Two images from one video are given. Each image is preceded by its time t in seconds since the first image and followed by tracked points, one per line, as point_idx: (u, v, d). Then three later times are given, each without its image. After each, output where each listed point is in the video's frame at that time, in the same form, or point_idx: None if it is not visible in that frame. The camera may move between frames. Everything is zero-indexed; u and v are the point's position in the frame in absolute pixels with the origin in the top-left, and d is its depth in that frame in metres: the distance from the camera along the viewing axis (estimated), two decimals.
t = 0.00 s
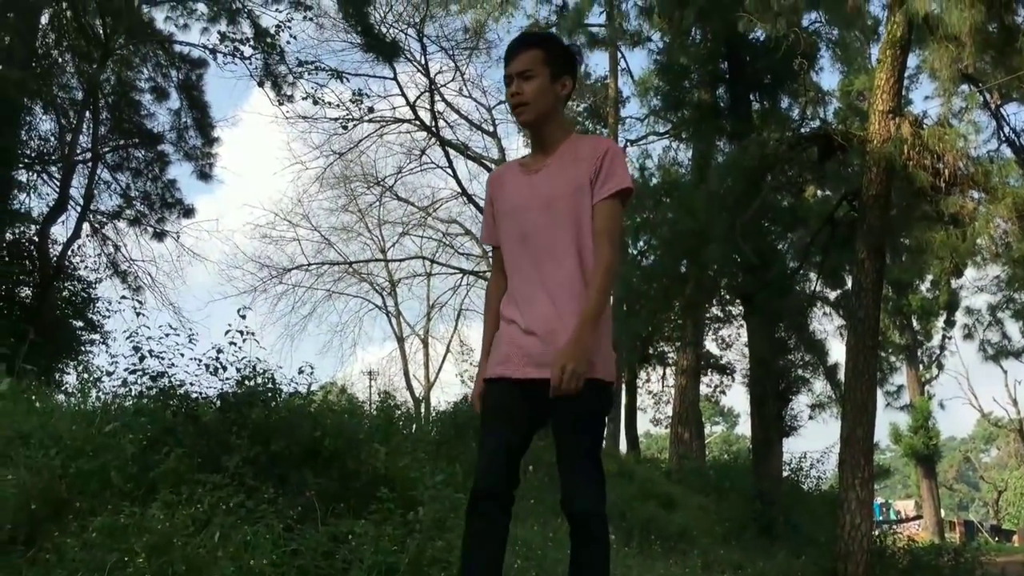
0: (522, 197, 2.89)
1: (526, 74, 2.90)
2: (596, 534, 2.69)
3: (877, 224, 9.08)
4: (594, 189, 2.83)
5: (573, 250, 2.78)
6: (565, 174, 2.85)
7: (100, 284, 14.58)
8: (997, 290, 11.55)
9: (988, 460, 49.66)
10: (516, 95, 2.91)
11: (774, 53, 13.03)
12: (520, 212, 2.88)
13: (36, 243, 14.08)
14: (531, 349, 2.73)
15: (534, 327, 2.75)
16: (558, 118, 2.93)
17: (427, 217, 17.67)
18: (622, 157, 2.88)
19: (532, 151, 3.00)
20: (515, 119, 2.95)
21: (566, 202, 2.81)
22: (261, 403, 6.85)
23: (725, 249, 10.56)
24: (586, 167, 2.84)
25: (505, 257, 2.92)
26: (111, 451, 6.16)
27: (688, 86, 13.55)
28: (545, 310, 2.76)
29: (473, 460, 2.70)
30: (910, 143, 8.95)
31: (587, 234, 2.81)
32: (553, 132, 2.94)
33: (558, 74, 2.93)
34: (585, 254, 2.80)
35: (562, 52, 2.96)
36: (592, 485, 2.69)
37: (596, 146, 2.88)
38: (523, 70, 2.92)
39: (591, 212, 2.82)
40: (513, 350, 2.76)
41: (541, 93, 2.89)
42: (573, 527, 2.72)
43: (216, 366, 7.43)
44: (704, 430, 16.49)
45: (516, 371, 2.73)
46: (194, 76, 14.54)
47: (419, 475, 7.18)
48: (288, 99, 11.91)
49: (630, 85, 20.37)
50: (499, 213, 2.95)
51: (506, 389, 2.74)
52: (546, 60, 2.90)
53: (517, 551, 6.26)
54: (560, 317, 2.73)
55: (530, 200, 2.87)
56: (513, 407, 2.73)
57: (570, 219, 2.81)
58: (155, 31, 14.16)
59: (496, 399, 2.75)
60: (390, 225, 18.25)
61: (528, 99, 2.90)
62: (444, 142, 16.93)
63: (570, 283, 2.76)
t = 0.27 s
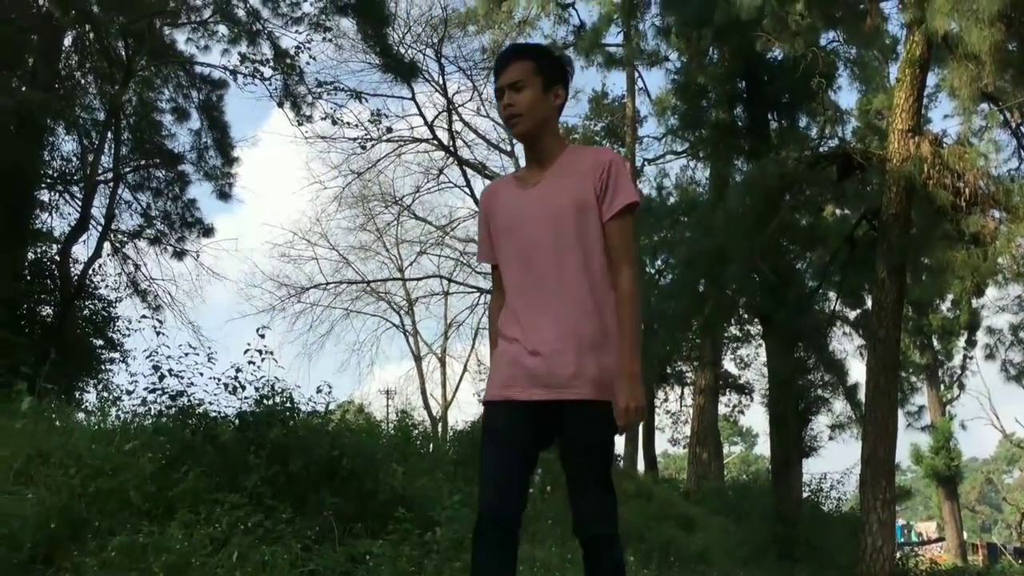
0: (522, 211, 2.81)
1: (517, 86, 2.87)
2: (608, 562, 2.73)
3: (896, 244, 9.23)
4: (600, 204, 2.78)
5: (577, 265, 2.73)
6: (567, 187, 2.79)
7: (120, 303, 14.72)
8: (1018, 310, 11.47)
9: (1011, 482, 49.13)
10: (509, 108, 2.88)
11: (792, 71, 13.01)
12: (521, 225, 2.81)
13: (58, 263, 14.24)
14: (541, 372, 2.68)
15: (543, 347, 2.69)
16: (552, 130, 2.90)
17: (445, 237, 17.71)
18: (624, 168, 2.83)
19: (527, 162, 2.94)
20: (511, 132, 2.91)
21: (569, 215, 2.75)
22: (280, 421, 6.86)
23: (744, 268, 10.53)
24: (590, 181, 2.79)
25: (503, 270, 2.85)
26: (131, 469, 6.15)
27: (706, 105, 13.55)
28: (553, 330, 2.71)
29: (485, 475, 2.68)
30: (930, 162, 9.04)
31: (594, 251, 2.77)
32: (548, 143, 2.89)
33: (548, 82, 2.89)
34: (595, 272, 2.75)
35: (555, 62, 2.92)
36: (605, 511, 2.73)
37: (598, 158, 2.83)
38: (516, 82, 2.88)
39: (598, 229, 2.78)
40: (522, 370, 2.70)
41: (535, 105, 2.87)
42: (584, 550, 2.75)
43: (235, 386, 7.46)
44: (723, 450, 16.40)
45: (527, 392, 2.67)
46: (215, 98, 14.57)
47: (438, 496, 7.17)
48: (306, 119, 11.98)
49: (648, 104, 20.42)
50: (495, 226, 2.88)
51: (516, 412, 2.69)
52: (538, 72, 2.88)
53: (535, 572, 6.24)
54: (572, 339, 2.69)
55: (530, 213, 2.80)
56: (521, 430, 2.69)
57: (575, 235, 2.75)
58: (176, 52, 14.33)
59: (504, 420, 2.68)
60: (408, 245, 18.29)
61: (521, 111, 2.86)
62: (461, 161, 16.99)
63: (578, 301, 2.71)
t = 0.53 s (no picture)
0: (508, 219, 2.76)
1: (498, 90, 2.83)
2: None
3: (919, 264, 9.21)
4: (590, 210, 2.74)
5: (569, 275, 2.68)
6: (556, 192, 2.74)
7: (143, 321, 14.82)
8: None
9: None
10: (490, 112, 2.82)
11: (813, 91, 12.96)
12: (507, 233, 2.75)
13: (82, 281, 14.31)
14: (534, 384, 2.62)
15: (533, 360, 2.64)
16: (534, 134, 2.85)
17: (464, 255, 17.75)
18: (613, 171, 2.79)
19: (511, 168, 2.89)
20: (492, 137, 2.86)
21: (558, 223, 2.71)
22: (300, 441, 6.88)
23: (765, 288, 10.47)
24: (577, 186, 2.74)
25: (488, 280, 2.79)
26: (151, 489, 6.14)
27: (726, 125, 13.50)
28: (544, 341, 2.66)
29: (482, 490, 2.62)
30: (954, 182, 8.96)
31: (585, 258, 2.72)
32: (531, 148, 2.84)
33: (530, 86, 2.85)
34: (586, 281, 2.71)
35: (535, 66, 2.88)
36: (610, 528, 2.66)
37: (585, 162, 2.78)
38: (497, 86, 2.83)
39: (588, 234, 2.73)
40: (511, 384, 2.64)
41: (516, 109, 2.83)
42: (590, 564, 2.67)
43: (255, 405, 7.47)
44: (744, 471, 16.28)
45: (517, 408, 2.63)
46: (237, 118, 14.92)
47: (457, 516, 7.15)
48: (328, 139, 12.02)
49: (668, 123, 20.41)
50: (479, 234, 2.82)
51: (506, 427, 2.64)
52: (517, 77, 2.85)
53: None
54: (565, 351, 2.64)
55: (516, 220, 2.75)
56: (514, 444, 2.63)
57: (564, 241, 2.71)
58: (200, 73, 14.62)
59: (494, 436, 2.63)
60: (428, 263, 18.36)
61: (503, 116, 2.81)
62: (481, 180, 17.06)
63: (569, 312, 2.67)
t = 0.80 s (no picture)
0: (484, 221, 2.81)
1: (480, 91, 2.87)
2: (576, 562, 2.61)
3: (943, 283, 9.08)
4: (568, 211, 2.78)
5: (542, 277, 2.72)
6: (534, 195, 2.78)
7: (165, 339, 14.93)
8: None
9: None
10: (472, 113, 2.87)
11: (833, 110, 12.92)
12: (485, 235, 2.80)
13: (105, 300, 14.39)
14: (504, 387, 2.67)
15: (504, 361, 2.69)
16: (515, 135, 2.89)
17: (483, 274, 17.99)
18: (592, 173, 2.83)
19: (491, 169, 2.94)
20: (472, 136, 2.90)
21: (534, 226, 2.75)
22: (319, 460, 6.95)
23: (786, 306, 10.42)
24: (558, 188, 2.79)
25: (464, 282, 2.84)
26: (172, 507, 6.15)
27: (745, 144, 13.47)
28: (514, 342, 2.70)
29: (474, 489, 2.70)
30: (977, 202, 8.96)
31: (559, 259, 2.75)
32: (512, 150, 2.88)
33: (515, 88, 2.90)
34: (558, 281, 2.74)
35: (522, 69, 2.93)
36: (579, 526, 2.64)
37: (567, 164, 2.83)
38: (481, 87, 2.88)
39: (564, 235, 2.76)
40: (483, 385, 2.70)
41: (498, 109, 2.86)
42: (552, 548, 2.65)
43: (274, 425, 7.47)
44: (764, 491, 16.18)
45: (487, 409, 2.68)
46: (259, 138, 14.93)
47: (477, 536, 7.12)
48: (348, 159, 12.07)
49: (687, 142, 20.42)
50: (457, 236, 2.87)
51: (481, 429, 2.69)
52: (501, 76, 2.88)
53: None
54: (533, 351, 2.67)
55: (493, 223, 2.80)
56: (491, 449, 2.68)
57: (538, 244, 2.75)
58: (222, 94, 14.56)
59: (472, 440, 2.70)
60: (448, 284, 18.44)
61: (485, 117, 2.86)
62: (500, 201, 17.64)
63: (540, 312, 2.69)
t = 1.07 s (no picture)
0: (477, 235, 2.79)
1: (480, 100, 2.85)
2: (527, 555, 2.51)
3: (965, 300, 9.05)
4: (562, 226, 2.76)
5: (530, 290, 2.69)
6: (528, 209, 2.76)
7: (185, 357, 14.93)
8: None
9: None
10: (471, 121, 2.85)
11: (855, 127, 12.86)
12: (478, 248, 2.79)
13: (126, 318, 14.47)
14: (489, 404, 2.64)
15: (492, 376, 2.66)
16: (513, 146, 2.87)
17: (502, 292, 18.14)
18: (588, 188, 2.81)
19: (487, 181, 2.92)
20: (468, 144, 2.87)
21: (525, 240, 2.73)
22: (341, 479, 6.95)
23: (807, 324, 10.36)
24: (552, 201, 2.77)
25: (454, 294, 2.82)
26: (193, 525, 6.09)
27: (765, 161, 13.40)
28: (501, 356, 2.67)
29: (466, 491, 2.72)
30: (999, 219, 8.81)
31: (550, 275, 2.73)
32: (508, 162, 2.86)
33: (516, 99, 2.87)
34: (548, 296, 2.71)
35: (523, 80, 2.90)
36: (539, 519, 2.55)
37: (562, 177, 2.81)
38: (481, 95, 2.85)
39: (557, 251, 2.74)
40: (469, 399, 2.68)
41: (497, 119, 2.83)
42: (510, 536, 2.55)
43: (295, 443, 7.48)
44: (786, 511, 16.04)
45: (472, 423, 2.66)
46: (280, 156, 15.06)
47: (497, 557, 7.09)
48: (368, 177, 12.12)
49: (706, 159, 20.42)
50: (450, 248, 2.85)
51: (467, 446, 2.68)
52: (502, 84, 2.85)
53: None
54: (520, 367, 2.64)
55: (485, 237, 2.78)
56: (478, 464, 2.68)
57: (529, 257, 2.72)
58: (242, 113, 14.70)
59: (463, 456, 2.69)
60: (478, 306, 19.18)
61: (483, 127, 2.84)
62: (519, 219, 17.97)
63: (526, 326, 2.66)
